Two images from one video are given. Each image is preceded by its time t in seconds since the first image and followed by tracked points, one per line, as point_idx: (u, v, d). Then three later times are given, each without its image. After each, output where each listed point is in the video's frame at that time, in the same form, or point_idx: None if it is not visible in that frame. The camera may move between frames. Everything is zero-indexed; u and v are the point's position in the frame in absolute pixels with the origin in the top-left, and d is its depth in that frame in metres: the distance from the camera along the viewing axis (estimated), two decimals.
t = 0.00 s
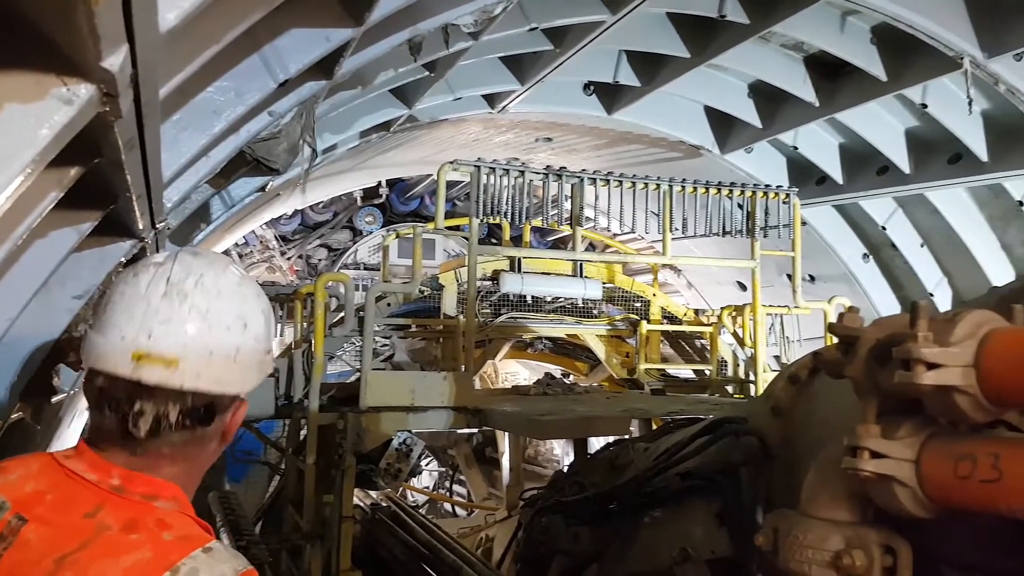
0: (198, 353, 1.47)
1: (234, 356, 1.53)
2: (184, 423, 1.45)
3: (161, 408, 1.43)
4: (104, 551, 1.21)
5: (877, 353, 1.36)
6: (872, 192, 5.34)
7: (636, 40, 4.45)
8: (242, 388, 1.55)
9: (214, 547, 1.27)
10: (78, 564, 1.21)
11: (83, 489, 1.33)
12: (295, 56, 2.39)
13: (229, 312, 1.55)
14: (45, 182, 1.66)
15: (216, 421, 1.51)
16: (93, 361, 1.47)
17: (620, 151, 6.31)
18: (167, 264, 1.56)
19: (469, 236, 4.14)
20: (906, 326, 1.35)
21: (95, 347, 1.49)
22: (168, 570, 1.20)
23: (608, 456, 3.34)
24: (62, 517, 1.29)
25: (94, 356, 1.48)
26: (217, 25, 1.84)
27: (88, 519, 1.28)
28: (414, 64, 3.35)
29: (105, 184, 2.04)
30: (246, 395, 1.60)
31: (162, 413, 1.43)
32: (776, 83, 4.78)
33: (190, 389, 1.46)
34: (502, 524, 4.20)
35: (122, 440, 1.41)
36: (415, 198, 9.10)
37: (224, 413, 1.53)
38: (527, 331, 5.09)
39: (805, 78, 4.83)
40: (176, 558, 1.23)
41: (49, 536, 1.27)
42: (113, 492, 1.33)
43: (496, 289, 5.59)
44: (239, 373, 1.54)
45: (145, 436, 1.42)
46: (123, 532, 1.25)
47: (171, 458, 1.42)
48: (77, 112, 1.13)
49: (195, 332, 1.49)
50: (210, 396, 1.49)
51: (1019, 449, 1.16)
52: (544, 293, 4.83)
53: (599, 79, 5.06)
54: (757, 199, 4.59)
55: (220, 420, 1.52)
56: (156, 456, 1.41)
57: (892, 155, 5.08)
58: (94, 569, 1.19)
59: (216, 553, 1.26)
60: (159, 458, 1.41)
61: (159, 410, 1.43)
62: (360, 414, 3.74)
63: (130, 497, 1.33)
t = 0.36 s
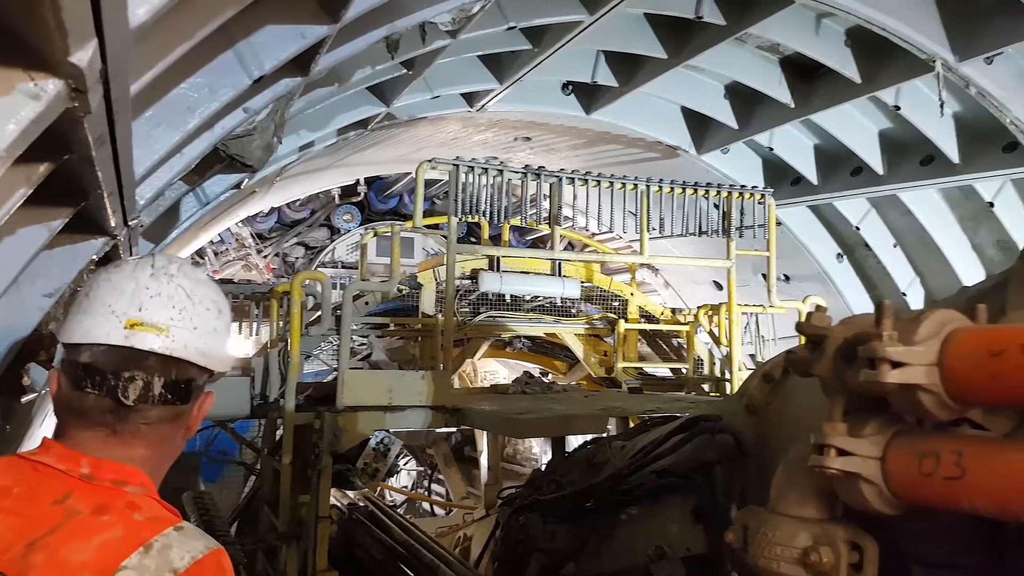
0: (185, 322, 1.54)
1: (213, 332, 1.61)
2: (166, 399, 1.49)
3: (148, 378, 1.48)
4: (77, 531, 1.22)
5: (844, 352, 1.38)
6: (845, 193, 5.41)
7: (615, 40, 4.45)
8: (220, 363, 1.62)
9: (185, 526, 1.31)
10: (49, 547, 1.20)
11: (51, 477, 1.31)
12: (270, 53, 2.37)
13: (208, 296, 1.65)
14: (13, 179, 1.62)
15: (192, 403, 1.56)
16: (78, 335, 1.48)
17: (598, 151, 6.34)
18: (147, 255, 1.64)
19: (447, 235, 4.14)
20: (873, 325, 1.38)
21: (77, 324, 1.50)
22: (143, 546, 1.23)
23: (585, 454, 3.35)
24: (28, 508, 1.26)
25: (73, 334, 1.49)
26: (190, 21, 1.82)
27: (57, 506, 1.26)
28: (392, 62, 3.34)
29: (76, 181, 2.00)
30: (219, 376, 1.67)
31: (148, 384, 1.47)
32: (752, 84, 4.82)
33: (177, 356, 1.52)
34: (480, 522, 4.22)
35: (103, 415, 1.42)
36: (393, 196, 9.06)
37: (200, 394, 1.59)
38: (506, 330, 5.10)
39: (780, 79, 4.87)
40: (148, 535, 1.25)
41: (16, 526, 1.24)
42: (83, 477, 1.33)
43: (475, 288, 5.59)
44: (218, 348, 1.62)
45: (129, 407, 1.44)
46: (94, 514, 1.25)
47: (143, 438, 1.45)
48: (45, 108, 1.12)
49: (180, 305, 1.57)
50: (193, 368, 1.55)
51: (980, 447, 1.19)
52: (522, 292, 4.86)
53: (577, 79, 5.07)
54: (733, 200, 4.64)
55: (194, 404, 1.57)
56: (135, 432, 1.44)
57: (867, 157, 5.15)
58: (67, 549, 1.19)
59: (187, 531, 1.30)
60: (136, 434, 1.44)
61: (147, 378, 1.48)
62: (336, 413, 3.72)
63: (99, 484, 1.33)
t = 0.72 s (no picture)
0: (161, 318, 1.69)
1: (188, 337, 1.74)
2: (137, 386, 1.57)
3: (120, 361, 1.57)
4: (50, 523, 1.20)
5: (815, 349, 1.40)
6: (821, 191, 5.47)
7: (593, 40, 4.46)
8: (190, 365, 1.71)
9: (159, 513, 1.29)
10: (25, 540, 1.18)
11: (25, 474, 1.30)
12: (245, 51, 2.35)
13: (186, 306, 1.80)
14: None
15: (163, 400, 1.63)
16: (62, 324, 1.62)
17: (577, 150, 6.36)
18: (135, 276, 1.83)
19: (426, 234, 4.13)
20: (842, 322, 1.39)
21: (63, 318, 1.65)
22: (118, 533, 1.21)
23: (565, 453, 3.36)
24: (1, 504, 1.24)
25: (63, 322, 1.66)
26: (163, 19, 1.80)
27: (31, 500, 1.24)
28: (369, 60, 3.32)
29: (47, 181, 1.97)
30: (191, 385, 1.74)
31: (118, 365, 1.56)
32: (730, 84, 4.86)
33: (147, 343, 1.64)
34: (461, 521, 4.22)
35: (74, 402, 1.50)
36: (372, 196, 9.03)
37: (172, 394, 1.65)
38: (486, 329, 5.11)
39: (757, 78, 4.92)
40: (124, 523, 1.23)
41: None
42: (57, 472, 1.31)
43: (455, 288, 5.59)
44: (190, 349, 1.73)
45: (100, 390, 1.52)
46: (67, 505, 1.23)
47: (112, 428, 1.52)
48: (13, 106, 1.10)
49: (158, 305, 1.72)
50: (162, 360, 1.64)
51: (947, 442, 1.20)
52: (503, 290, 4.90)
53: (555, 78, 5.07)
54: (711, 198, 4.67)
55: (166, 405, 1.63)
56: (104, 417, 1.51)
57: (843, 155, 5.21)
58: (41, 541, 1.18)
59: (161, 518, 1.28)
60: (105, 422, 1.51)
61: (118, 360, 1.57)
62: (315, 414, 3.71)
63: (72, 476, 1.31)
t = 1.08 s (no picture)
0: (151, 336, 1.80)
1: (176, 358, 1.81)
2: (112, 387, 1.62)
3: (102, 363, 1.65)
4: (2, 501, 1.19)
5: (786, 345, 1.42)
6: (800, 190, 5.52)
7: (573, 38, 4.47)
8: (172, 380, 1.75)
9: (115, 500, 1.28)
10: None
11: None
12: (222, 47, 2.33)
13: (180, 337, 1.90)
14: None
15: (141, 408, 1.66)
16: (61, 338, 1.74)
17: (558, 149, 6.37)
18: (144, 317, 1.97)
19: (407, 233, 4.12)
20: (813, 318, 1.41)
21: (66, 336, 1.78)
22: (68, 511, 1.20)
23: (545, 451, 3.37)
24: None
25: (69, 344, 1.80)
26: (137, 14, 1.78)
27: None
28: (348, 57, 3.30)
29: (19, 179, 1.93)
30: (174, 404, 1.76)
31: (99, 367, 1.64)
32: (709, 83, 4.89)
33: (131, 350, 1.72)
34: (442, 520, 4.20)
35: (58, 400, 1.59)
36: (353, 194, 9.00)
37: (150, 404, 1.68)
38: (467, 328, 5.12)
39: (736, 78, 4.96)
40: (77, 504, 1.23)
41: None
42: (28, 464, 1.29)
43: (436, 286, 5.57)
44: (175, 366, 1.79)
45: (78, 390, 1.59)
46: (24, 488, 1.23)
47: (86, 427, 1.57)
48: None
49: (151, 328, 1.83)
50: (142, 367, 1.70)
51: (916, 439, 1.22)
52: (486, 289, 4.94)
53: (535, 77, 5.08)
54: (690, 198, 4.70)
55: (145, 415, 1.66)
56: (79, 417, 1.57)
57: (822, 155, 5.26)
58: None
59: (114, 502, 1.27)
60: (79, 420, 1.57)
61: (99, 364, 1.65)
62: (295, 413, 3.70)
63: (40, 468, 1.29)
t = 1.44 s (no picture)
0: (155, 350, 1.85)
1: (179, 371, 1.85)
2: (110, 395, 1.65)
3: (104, 373, 1.69)
4: None
5: (762, 346, 1.43)
6: (782, 191, 5.58)
7: (557, 40, 4.49)
8: (173, 392, 1.78)
9: (96, 502, 1.28)
10: None
11: None
12: (203, 46, 2.31)
13: (188, 358, 1.94)
14: None
15: (137, 417, 1.67)
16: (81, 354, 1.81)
17: (542, 150, 6.38)
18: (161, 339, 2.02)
19: (391, 233, 4.11)
20: (789, 319, 1.42)
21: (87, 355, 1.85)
22: (46, 507, 1.20)
23: (529, 452, 3.37)
24: None
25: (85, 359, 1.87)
26: (118, 13, 1.77)
27: None
28: (330, 56, 3.30)
29: None
30: (175, 415, 1.79)
31: (103, 378, 1.68)
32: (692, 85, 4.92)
33: (137, 365, 1.76)
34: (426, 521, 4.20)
35: (60, 409, 1.61)
36: (337, 194, 8.97)
37: (148, 413, 1.70)
38: (451, 329, 5.12)
39: (719, 80, 4.99)
40: (60, 502, 1.23)
41: None
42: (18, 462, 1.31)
43: (420, 287, 5.56)
44: (179, 381, 1.82)
45: (80, 398, 1.62)
46: (13, 482, 1.23)
47: (82, 434, 1.57)
48: None
49: (163, 348, 1.88)
50: (142, 376, 1.74)
51: (892, 439, 1.23)
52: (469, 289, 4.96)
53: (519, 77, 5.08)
54: (673, 199, 4.72)
55: (141, 424, 1.66)
56: (74, 424, 1.58)
57: (803, 157, 5.31)
58: None
59: (93, 504, 1.26)
60: (75, 426, 1.58)
61: (104, 374, 1.69)
62: (277, 415, 3.69)
63: (32, 467, 1.31)
